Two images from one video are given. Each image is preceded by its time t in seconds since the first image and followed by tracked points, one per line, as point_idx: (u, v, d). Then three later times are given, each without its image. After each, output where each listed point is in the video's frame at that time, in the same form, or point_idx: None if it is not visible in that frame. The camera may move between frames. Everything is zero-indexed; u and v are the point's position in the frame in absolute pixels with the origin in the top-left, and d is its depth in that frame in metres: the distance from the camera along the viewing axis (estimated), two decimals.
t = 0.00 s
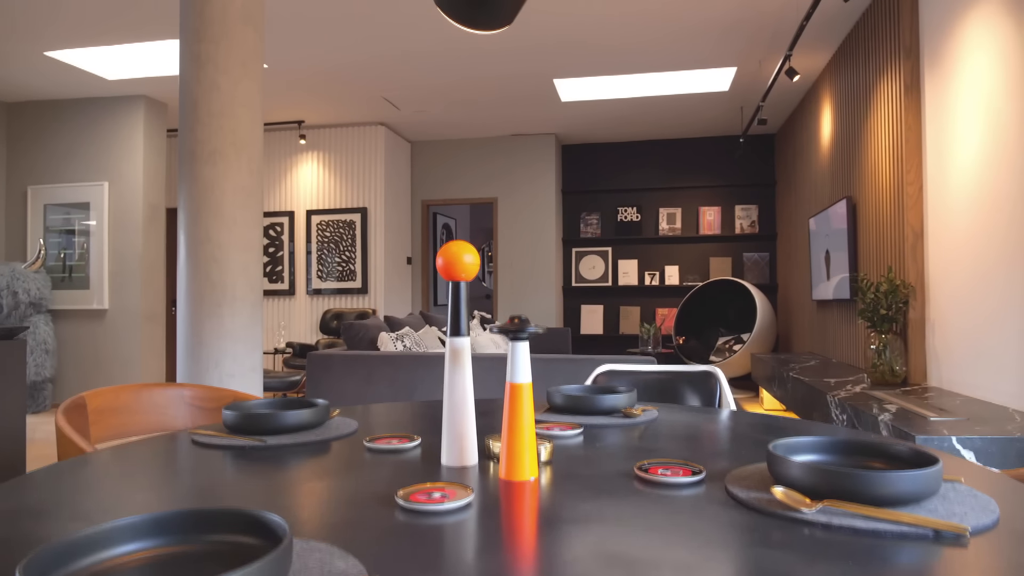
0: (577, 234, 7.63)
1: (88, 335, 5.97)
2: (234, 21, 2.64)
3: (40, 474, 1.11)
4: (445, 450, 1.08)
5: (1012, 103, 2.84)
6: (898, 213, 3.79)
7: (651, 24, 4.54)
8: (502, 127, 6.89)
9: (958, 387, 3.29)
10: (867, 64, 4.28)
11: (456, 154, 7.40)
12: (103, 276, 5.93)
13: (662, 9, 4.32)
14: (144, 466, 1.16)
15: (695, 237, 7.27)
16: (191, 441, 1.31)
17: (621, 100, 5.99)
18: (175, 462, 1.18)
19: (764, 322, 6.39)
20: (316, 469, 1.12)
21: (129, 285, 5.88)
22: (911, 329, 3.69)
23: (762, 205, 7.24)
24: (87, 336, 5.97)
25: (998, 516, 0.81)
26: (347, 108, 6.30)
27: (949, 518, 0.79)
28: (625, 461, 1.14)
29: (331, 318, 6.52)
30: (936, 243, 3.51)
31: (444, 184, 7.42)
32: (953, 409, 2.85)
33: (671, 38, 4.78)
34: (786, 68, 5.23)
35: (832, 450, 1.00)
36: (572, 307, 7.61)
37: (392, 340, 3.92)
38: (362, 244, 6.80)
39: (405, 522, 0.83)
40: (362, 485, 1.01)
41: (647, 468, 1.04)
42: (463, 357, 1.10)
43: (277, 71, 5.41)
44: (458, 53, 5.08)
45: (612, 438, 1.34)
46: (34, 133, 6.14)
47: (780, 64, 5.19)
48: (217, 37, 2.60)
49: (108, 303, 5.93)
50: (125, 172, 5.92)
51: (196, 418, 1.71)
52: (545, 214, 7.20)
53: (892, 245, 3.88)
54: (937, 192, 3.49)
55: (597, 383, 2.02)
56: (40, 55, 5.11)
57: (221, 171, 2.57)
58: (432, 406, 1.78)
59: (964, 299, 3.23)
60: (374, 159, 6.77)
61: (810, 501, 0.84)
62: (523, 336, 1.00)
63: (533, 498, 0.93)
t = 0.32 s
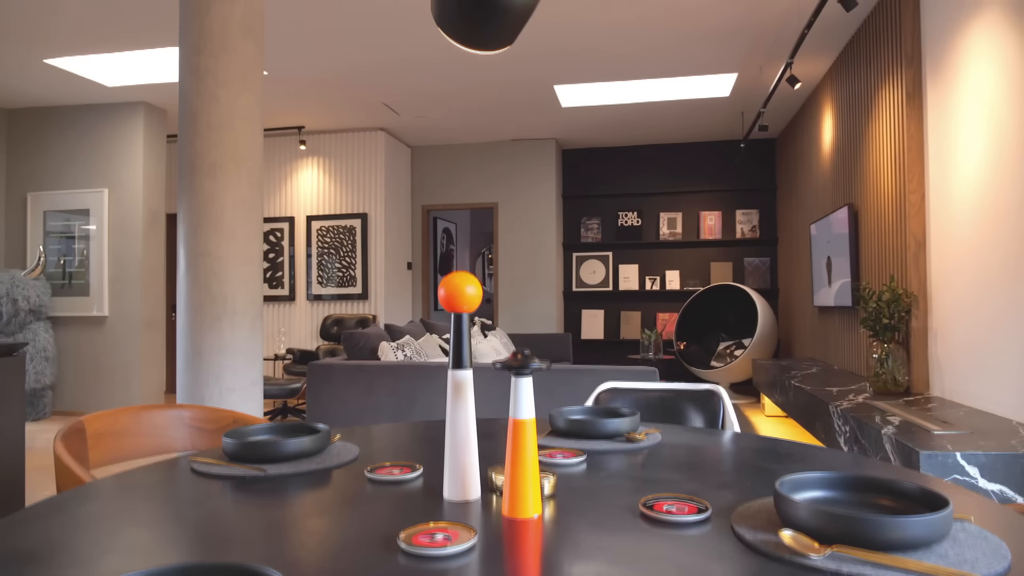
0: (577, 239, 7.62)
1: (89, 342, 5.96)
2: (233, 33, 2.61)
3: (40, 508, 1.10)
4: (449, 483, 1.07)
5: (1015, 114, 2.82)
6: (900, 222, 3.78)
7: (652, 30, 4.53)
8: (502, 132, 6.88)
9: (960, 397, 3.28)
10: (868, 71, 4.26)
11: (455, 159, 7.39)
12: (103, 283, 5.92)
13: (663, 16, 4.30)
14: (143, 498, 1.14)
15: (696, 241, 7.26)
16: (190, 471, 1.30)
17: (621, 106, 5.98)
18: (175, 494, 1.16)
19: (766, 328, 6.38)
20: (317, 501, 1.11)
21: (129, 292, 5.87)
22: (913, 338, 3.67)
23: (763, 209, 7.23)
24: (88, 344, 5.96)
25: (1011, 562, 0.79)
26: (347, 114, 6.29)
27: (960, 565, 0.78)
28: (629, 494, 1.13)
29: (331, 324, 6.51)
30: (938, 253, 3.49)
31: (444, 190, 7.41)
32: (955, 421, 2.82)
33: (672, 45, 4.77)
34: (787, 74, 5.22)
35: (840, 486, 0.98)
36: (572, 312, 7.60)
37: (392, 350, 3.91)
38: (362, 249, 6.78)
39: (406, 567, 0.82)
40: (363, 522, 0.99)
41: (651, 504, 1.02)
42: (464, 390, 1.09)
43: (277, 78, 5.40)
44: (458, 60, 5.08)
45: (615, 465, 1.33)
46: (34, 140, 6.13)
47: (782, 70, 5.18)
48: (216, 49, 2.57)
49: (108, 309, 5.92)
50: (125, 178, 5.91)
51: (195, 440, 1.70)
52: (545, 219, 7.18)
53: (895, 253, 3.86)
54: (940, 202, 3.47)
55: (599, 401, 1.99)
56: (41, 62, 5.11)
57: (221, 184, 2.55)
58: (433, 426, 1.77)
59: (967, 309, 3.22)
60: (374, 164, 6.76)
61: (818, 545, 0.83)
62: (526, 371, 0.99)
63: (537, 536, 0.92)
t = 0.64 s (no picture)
0: (578, 243, 7.62)
1: (88, 348, 5.95)
2: (231, 46, 2.58)
3: (37, 545, 1.09)
4: (448, 523, 1.06)
5: (1017, 126, 2.81)
6: (902, 231, 3.77)
7: (653, 36, 4.52)
8: (502, 136, 6.87)
9: (962, 408, 3.27)
10: (869, 79, 4.25)
11: (455, 163, 7.38)
12: (102, 289, 5.90)
13: (664, 22, 4.29)
14: (141, 534, 1.13)
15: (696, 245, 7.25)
16: (188, 503, 1.29)
17: (622, 111, 5.97)
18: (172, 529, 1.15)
19: (767, 332, 6.37)
20: (316, 538, 1.10)
21: (129, 298, 5.86)
22: (915, 348, 3.66)
23: (763, 212, 7.22)
24: (87, 350, 5.95)
25: None
26: (347, 119, 6.27)
27: None
28: (630, 530, 1.12)
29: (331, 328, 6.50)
30: (940, 263, 3.49)
31: (444, 194, 7.39)
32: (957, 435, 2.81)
33: (673, 51, 4.76)
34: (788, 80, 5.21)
35: (845, 528, 0.97)
36: (573, 316, 7.59)
37: (392, 359, 3.90)
38: (362, 254, 6.77)
39: None
40: (362, 563, 0.98)
41: (653, 544, 1.01)
42: (465, 426, 1.08)
43: (277, 83, 5.39)
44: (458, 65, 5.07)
45: (617, 496, 1.32)
46: (33, 145, 6.12)
47: (783, 75, 5.17)
48: (214, 63, 2.56)
49: (107, 316, 5.90)
50: (124, 183, 5.90)
51: (193, 463, 1.70)
52: (546, 223, 7.17)
53: (896, 261, 3.85)
54: (941, 211, 3.46)
55: (600, 421, 1.98)
56: (39, 69, 5.10)
57: (219, 200, 2.53)
58: (433, 448, 1.76)
59: (969, 320, 3.21)
60: (374, 169, 6.75)
61: None
62: (527, 413, 0.98)
63: None
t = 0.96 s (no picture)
0: (578, 248, 7.61)
1: (89, 354, 5.94)
2: (232, 61, 2.56)
3: None
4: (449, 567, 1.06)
5: (1020, 141, 2.80)
6: (904, 242, 3.76)
7: (655, 45, 4.51)
8: (503, 142, 6.86)
9: (964, 422, 3.26)
10: (872, 88, 4.24)
11: (456, 167, 7.37)
12: (102, 295, 5.90)
13: (666, 32, 4.28)
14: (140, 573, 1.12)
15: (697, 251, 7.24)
16: (188, 538, 1.28)
17: (623, 117, 5.95)
18: (173, 567, 1.15)
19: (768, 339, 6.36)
20: None
21: (129, 304, 5.86)
22: (917, 360, 3.65)
23: (764, 217, 7.21)
24: (87, 356, 5.95)
25: None
26: (348, 124, 6.27)
27: None
28: (634, 570, 1.11)
29: (331, 334, 6.50)
30: (942, 276, 3.48)
31: (444, 198, 7.39)
32: (959, 451, 2.80)
33: (675, 60, 4.74)
34: (790, 87, 5.20)
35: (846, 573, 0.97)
36: (573, 321, 7.58)
37: (392, 369, 3.90)
38: (362, 259, 6.76)
39: None
40: None
41: None
42: (466, 470, 1.07)
43: (278, 90, 5.39)
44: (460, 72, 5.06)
45: (619, 530, 1.31)
46: (33, 150, 6.12)
47: (785, 83, 5.15)
48: (214, 79, 2.54)
49: (108, 321, 5.89)
50: (125, 189, 5.90)
51: (194, 489, 1.69)
52: (546, 228, 7.16)
53: (898, 272, 3.84)
54: (943, 224, 3.46)
55: (601, 444, 1.97)
56: (40, 76, 5.10)
57: (220, 216, 2.52)
58: (434, 473, 1.75)
59: (971, 334, 3.20)
60: (375, 174, 6.74)
61: None
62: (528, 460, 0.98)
63: None
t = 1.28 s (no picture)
0: (579, 254, 7.61)
1: (89, 363, 5.94)
2: (233, 79, 2.56)
3: None
4: None
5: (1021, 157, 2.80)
6: (905, 254, 3.75)
7: (656, 56, 4.50)
8: (504, 148, 6.86)
9: (965, 436, 3.26)
10: (873, 99, 4.23)
11: (456, 174, 7.37)
12: (103, 303, 5.90)
13: (668, 44, 4.28)
14: None
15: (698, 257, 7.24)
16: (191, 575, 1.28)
17: (624, 125, 5.95)
18: None
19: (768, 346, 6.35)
20: None
21: (130, 312, 5.86)
22: (918, 372, 3.65)
23: (765, 224, 7.21)
24: (88, 364, 5.95)
25: None
26: (349, 132, 6.27)
27: None
28: None
29: (331, 341, 6.50)
30: (944, 288, 3.48)
31: (445, 205, 7.39)
32: (960, 467, 2.79)
33: (676, 71, 4.74)
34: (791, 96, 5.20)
35: None
36: (574, 327, 7.58)
37: (393, 382, 3.90)
38: (362, 266, 6.75)
39: None
40: None
41: None
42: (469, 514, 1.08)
43: (278, 99, 5.39)
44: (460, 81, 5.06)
45: (622, 565, 1.31)
46: (34, 158, 6.12)
47: (786, 92, 5.15)
48: (215, 97, 2.53)
49: (109, 330, 5.90)
50: (125, 198, 5.91)
51: (196, 517, 1.69)
52: (547, 234, 7.16)
53: (899, 284, 3.83)
54: (945, 237, 3.46)
55: (603, 468, 1.98)
56: (41, 86, 5.11)
57: (221, 234, 2.52)
58: (434, 501, 1.75)
59: (972, 348, 3.20)
60: (376, 181, 6.74)
61: None
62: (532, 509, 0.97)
63: None
